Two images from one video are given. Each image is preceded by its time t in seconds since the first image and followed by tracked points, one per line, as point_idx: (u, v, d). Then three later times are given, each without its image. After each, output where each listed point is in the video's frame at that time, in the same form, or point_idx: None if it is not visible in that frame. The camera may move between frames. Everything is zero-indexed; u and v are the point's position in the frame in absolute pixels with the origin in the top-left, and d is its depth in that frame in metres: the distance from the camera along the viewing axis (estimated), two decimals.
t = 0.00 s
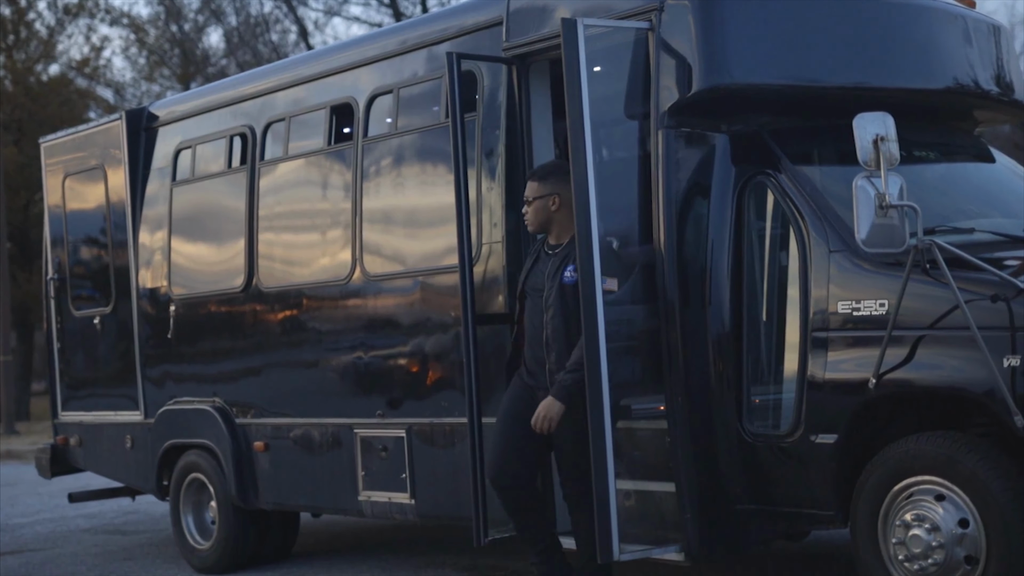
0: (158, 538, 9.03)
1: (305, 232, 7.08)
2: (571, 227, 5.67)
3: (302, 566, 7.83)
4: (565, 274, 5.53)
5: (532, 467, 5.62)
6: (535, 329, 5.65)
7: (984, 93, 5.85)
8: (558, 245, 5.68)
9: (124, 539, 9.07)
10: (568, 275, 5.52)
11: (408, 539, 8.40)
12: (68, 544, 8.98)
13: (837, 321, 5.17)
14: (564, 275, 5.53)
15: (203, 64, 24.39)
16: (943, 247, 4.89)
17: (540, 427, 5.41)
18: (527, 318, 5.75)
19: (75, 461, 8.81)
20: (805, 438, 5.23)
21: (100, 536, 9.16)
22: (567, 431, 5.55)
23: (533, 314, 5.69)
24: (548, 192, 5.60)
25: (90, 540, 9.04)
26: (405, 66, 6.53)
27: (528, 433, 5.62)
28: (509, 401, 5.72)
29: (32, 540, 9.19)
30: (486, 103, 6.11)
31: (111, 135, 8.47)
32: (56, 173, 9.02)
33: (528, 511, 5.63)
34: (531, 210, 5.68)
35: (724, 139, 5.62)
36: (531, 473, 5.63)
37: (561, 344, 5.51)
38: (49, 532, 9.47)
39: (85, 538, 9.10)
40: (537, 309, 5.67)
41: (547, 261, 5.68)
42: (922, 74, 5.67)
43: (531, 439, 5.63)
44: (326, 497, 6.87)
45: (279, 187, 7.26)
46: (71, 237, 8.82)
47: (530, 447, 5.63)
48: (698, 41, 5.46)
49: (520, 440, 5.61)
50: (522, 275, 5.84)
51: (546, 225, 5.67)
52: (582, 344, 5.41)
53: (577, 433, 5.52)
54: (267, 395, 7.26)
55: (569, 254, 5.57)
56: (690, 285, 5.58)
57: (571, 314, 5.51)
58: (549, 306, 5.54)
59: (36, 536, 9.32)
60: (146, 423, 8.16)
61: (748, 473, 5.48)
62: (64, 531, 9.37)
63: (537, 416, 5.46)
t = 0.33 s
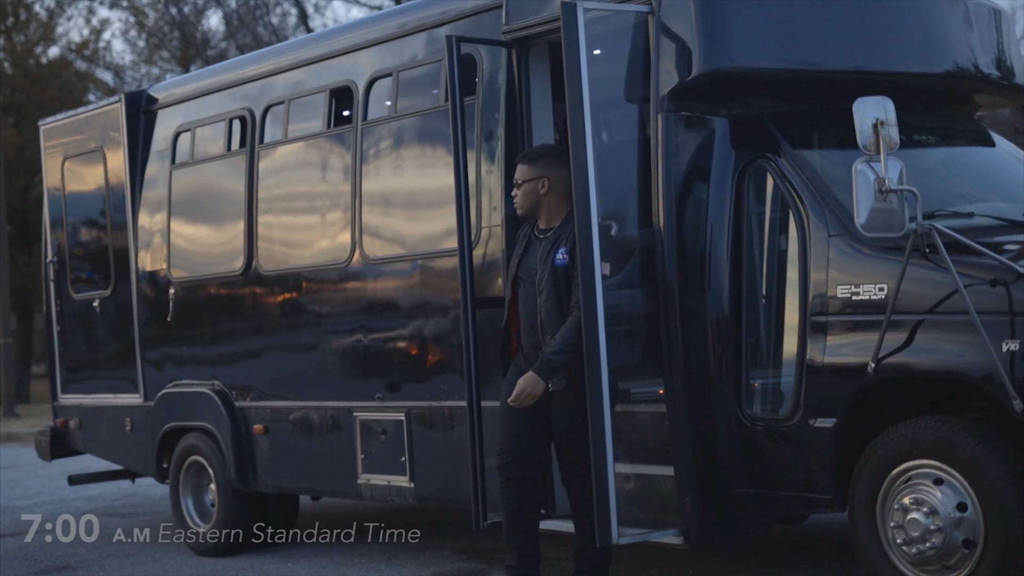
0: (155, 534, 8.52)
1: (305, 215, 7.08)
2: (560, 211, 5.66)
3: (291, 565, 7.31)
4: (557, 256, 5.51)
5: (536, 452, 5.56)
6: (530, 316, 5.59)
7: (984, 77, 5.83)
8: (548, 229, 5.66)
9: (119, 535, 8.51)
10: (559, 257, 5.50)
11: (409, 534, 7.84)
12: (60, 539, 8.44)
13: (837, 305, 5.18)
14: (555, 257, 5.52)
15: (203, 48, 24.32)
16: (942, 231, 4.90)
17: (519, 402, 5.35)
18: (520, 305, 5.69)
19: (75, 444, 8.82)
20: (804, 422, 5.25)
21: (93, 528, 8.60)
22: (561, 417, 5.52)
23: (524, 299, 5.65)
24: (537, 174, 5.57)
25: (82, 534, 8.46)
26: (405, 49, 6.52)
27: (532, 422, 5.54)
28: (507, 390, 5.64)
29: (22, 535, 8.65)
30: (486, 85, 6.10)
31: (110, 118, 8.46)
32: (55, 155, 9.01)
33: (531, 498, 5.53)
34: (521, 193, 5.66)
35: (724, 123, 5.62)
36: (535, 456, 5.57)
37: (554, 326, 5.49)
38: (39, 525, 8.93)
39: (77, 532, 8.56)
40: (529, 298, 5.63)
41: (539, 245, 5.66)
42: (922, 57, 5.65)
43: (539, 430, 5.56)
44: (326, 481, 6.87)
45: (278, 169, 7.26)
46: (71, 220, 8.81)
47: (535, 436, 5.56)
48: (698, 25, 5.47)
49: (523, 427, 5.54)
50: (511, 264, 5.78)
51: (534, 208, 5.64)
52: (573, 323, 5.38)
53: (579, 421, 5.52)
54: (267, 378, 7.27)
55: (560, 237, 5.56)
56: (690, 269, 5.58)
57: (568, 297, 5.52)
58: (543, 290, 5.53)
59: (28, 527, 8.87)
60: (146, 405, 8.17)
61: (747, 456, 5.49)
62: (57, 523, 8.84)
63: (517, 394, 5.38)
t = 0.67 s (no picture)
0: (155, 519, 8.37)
1: (304, 196, 7.08)
2: (545, 192, 5.63)
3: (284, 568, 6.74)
4: (545, 239, 5.49)
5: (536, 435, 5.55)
6: (521, 301, 5.62)
7: (983, 59, 5.80)
8: (533, 212, 5.65)
9: (119, 535, 7.84)
10: (547, 240, 5.48)
11: (409, 534, 7.30)
12: (57, 540, 7.77)
13: (834, 287, 5.19)
14: (544, 240, 5.50)
15: (201, 27, 24.31)
16: (940, 213, 4.90)
17: (522, 388, 5.33)
18: (512, 290, 5.70)
19: (74, 424, 8.83)
20: (802, 403, 5.27)
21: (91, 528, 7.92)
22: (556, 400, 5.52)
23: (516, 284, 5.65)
24: (523, 156, 5.55)
25: (81, 535, 7.79)
26: (404, 30, 6.50)
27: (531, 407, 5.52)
28: (503, 375, 5.64)
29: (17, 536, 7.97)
30: (484, 66, 6.08)
31: (109, 98, 8.44)
32: (54, 135, 8.98)
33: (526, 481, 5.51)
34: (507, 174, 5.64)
35: (723, 104, 5.61)
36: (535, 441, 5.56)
37: (546, 309, 5.49)
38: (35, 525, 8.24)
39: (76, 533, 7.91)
40: (520, 285, 5.62)
41: (526, 229, 5.64)
42: (921, 40, 5.64)
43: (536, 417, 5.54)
44: (325, 461, 6.88)
45: (277, 150, 7.25)
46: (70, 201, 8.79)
47: (535, 421, 5.55)
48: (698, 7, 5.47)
49: (521, 414, 5.53)
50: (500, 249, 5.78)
51: (520, 189, 5.62)
52: (572, 305, 5.37)
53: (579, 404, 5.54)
54: (266, 358, 7.27)
55: (548, 220, 5.53)
56: (688, 250, 5.58)
57: (559, 279, 5.49)
58: (533, 273, 5.52)
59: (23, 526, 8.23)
60: (144, 386, 8.18)
61: (745, 438, 5.51)
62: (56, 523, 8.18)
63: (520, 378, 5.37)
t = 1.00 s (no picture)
0: (155, 502, 8.39)
1: (304, 179, 7.08)
2: (530, 177, 5.57)
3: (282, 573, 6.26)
4: (533, 224, 5.41)
5: (532, 420, 5.50)
6: (511, 287, 5.54)
7: (984, 42, 5.75)
8: (519, 198, 5.57)
9: (119, 535, 7.35)
10: (535, 225, 5.40)
11: (408, 534, 6.84)
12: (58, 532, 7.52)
13: (835, 270, 5.19)
14: (531, 225, 5.41)
15: (202, 9, 25.07)
16: (941, 196, 4.90)
17: (554, 388, 5.29)
18: (501, 277, 5.63)
19: (75, 405, 8.85)
20: (802, 387, 5.28)
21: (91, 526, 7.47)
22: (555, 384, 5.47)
23: (505, 270, 5.58)
24: (508, 141, 5.51)
25: (80, 533, 7.34)
26: (404, 12, 6.49)
27: (527, 391, 5.50)
28: (497, 362, 5.59)
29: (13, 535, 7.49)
30: (485, 49, 6.06)
31: (109, 80, 8.43)
32: (54, 117, 8.97)
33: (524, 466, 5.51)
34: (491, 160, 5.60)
35: (723, 87, 5.60)
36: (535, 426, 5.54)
37: (540, 295, 5.41)
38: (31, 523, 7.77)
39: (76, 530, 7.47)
40: (510, 272, 5.55)
41: (513, 214, 5.57)
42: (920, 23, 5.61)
43: (534, 401, 5.52)
44: (325, 444, 6.90)
45: (277, 133, 7.24)
46: (70, 183, 8.78)
47: (533, 407, 5.51)
48: None
49: (517, 401, 5.49)
50: (488, 236, 5.71)
51: (504, 175, 5.56)
52: (573, 294, 5.33)
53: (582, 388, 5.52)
54: (266, 341, 7.28)
55: (535, 204, 5.46)
56: (689, 233, 5.59)
57: (551, 264, 5.42)
58: (522, 259, 5.43)
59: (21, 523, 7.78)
60: (145, 369, 8.19)
61: (745, 421, 5.52)
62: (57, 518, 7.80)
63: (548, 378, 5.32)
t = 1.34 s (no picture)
0: (156, 486, 8.40)
1: (305, 163, 7.08)
2: (513, 167, 5.52)
3: (284, 571, 6.01)
4: (518, 213, 5.36)
5: (523, 411, 5.45)
6: (498, 277, 5.48)
7: (987, 28, 5.76)
8: (502, 188, 5.53)
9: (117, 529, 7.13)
10: (520, 213, 5.36)
11: (407, 534, 6.51)
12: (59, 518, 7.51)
13: (836, 255, 5.18)
14: (517, 214, 5.36)
15: None
16: (942, 180, 4.89)
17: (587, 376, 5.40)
18: (487, 268, 5.57)
19: (76, 390, 8.86)
20: (802, 372, 5.29)
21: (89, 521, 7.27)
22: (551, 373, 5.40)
23: (491, 261, 5.52)
24: (490, 131, 5.47)
25: (80, 534, 6.93)
26: None
27: (518, 382, 5.47)
28: (484, 354, 5.53)
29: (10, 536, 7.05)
30: (486, 34, 6.02)
31: (110, 64, 8.42)
32: (54, 102, 8.97)
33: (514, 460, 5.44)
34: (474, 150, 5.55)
35: (725, 72, 5.61)
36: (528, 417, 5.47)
37: (530, 283, 5.35)
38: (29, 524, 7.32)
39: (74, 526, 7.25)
40: (497, 262, 5.50)
41: (496, 204, 5.52)
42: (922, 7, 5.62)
43: (525, 392, 5.48)
44: (326, 429, 6.91)
45: (278, 118, 7.23)
46: (70, 168, 8.78)
47: (523, 398, 5.47)
48: None
49: (507, 393, 5.45)
50: (472, 230, 5.67)
51: (487, 165, 5.52)
52: (575, 280, 5.33)
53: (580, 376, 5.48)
54: (266, 325, 7.29)
55: (518, 192, 5.41)
56: (690, 218, 5.58)
57: (539, 252, 5.38)
58: (509, 248, 5.38)
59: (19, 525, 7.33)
60: (145, 353, 8.20)
61: (746, 406, 5.53)
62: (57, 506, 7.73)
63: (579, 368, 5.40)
